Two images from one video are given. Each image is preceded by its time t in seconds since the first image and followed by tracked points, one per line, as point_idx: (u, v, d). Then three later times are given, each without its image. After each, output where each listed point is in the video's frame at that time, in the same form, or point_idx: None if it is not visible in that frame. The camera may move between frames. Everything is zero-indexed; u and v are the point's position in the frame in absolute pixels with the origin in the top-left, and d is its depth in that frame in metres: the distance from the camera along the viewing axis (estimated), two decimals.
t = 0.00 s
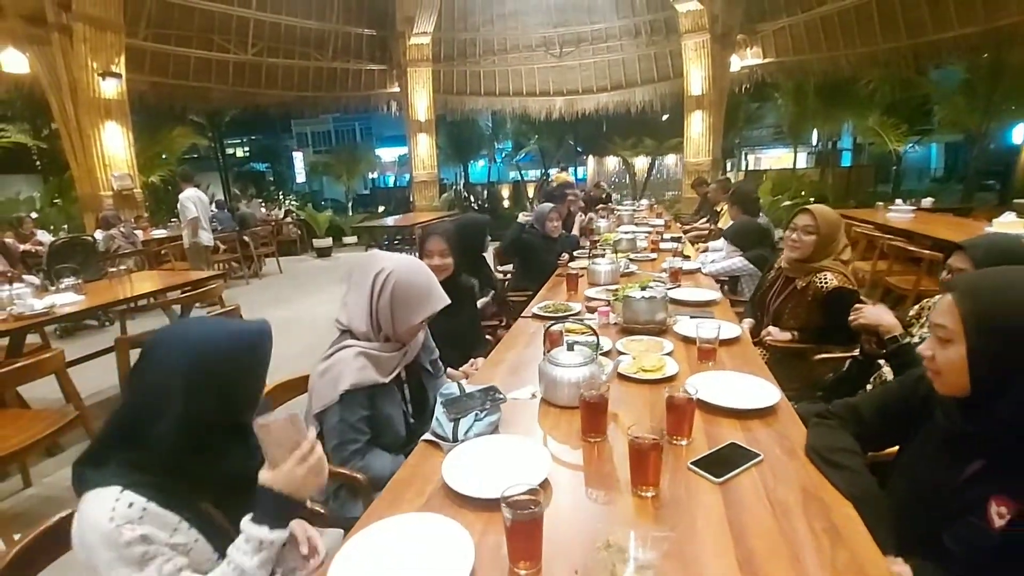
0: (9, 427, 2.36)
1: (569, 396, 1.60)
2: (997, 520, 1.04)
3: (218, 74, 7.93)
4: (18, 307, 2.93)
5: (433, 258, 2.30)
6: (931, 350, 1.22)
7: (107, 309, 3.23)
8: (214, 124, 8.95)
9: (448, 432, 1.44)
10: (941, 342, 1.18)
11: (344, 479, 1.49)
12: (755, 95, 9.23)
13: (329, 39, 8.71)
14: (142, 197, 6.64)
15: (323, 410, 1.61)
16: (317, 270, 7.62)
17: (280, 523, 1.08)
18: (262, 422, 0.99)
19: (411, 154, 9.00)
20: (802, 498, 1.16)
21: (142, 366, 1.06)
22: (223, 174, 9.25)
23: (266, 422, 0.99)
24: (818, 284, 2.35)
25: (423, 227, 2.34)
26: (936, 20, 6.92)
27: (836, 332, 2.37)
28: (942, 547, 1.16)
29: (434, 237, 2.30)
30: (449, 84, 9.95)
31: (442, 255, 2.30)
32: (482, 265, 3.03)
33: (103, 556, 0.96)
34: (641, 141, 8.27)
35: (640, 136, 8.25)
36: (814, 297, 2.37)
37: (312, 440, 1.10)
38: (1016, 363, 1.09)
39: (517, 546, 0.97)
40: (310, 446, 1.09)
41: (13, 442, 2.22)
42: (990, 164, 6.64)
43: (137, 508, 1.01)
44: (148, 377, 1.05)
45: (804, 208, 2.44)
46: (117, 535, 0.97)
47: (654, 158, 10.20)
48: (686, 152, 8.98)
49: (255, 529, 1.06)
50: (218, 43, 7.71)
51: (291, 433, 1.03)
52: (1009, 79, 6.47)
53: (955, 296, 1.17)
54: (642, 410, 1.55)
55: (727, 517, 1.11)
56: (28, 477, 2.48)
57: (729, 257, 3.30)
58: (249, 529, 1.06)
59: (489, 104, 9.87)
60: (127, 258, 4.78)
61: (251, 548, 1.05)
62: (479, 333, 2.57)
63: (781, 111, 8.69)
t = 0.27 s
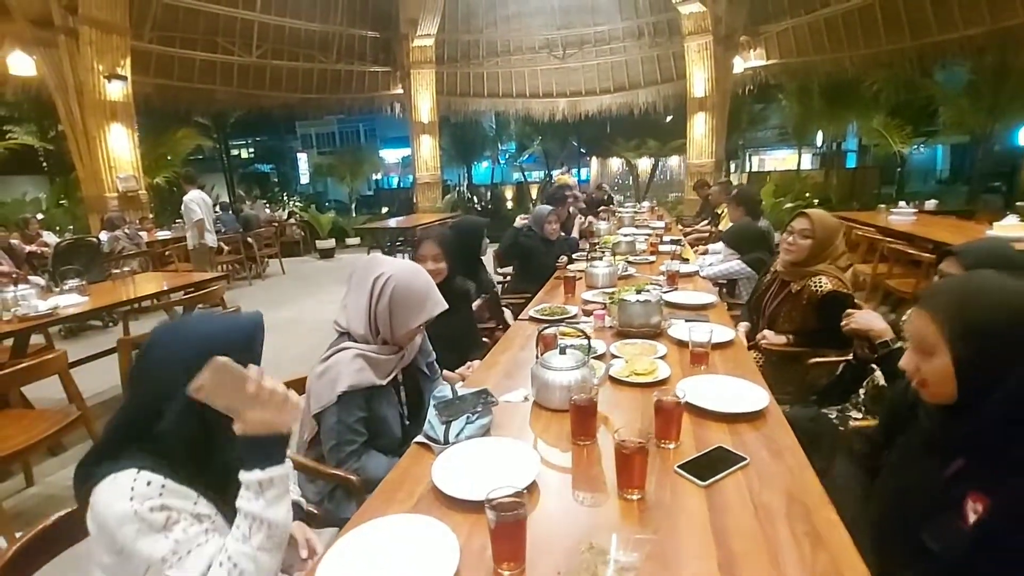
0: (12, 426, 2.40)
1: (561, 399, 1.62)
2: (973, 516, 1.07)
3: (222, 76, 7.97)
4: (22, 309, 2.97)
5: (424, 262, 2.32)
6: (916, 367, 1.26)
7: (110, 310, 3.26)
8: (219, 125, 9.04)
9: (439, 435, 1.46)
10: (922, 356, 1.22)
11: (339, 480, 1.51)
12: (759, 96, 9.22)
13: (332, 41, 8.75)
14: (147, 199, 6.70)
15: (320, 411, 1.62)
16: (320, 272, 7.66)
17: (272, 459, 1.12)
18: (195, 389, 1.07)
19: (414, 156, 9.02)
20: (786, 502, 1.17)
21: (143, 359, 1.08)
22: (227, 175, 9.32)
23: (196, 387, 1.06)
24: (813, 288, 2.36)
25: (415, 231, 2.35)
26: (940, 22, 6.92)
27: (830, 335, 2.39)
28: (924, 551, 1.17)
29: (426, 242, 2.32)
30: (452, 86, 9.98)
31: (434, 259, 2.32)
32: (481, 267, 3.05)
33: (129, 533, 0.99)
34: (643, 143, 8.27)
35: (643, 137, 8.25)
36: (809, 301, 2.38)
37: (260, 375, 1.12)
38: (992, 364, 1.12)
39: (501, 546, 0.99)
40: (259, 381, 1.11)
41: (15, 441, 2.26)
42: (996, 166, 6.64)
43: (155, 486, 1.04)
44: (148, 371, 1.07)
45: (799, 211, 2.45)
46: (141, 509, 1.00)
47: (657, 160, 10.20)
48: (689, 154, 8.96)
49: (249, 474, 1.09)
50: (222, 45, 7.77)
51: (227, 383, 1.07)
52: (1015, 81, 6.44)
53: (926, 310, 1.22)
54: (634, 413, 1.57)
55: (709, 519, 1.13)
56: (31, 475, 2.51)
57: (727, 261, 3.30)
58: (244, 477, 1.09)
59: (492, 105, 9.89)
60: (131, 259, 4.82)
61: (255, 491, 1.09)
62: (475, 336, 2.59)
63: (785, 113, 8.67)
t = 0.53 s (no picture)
0: (12, 423, 2.43)
1: (549, 403, 1.63)
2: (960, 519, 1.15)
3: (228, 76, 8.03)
4: (24, 307, 3.01)
5: (421, 265, 2.34)
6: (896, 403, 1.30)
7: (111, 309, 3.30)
8: (225, 124, 9.15)
9: (424, 437, 1.47)
10: (904, 397, 1.26)
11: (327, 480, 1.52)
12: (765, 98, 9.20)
13: (338, 41, 8.79)
14: (152, 197, 6.75)
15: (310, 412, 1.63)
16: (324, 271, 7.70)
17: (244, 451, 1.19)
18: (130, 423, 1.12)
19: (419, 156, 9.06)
20: (764, 508, 1.18)
21: (133, 349, 1.17)
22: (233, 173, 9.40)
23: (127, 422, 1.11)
24: (807, 293, 2.36)
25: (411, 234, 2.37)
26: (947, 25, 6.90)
27: (825, 341, 2.39)
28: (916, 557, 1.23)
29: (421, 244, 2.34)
30: (457, 86, 10.01)
31: (430, 262, 2.35)
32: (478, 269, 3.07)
33: (138, 521, 1.04)
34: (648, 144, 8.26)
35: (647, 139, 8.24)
36: (803, 306, 2.38)
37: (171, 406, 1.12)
38: (971, 388, 1.18)
39: (478, 550, 1.00)
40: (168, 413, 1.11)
41: (15, 438, 2.29)
42: (1004, 170, 6.67)
43: (160, 476, 1.10)
44: (141, 364, 1.15)
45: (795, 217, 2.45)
46: (148, 497, 1.06)
47: (662, 161, 10.18)
48: (693, 156, 8.93)
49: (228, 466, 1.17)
50: (228, 45, 7.82)
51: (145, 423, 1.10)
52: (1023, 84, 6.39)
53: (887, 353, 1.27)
54: (622, 418, 1.57)
55: (686, 524, 1.13)
56: (30, 472, 2.55)
57: (724, 265, 3.30)
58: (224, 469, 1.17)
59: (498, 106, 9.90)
60: (135, 257, 4.87)
61: (237, 478, 1.16)
62: (469, 338, 2.61)
63: (792, 115, 8.63)
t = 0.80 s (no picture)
0: (11, 417, 2.47)
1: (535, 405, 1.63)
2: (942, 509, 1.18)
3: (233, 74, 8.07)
4: (26, 303, 3.04)
5: (422, 265, 2.36)
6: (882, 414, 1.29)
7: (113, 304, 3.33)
8: (232, 121, 9.25)
9: (409, 437, 1.48)
10: (889, 409, 1.25)
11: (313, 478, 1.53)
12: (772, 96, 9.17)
13: (342, 39, 8.81)
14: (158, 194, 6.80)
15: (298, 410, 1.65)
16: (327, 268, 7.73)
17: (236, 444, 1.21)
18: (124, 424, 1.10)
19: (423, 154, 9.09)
20: (742, 512, 1.18)
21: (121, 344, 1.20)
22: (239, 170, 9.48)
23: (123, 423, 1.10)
24: (801, 295, 2.35)
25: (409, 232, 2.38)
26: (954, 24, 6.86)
27: (820, 344, 2.38)
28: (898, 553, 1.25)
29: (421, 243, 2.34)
30: (462, 84, 10.03)
31: (430, 261, 2.36)
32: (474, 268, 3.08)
33: (148, 512, 1.09)
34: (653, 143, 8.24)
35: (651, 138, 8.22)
36: (797, 308, 2.37)
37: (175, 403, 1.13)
38: (953, 393, 1.20)
39: (451, 550, 1.01)
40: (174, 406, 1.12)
41: (14, 432, 2.33)
42: (1011, 171, 6.61)
43: (160, 469, 1.12)
44: (126, 358, 1.19)
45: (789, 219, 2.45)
46: (155, 491, 1.10)
47: (668, 160, 10.16)
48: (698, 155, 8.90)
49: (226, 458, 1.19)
50: (234, 43, 7.85)
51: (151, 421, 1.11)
52: None
53: (863, 364, 1.27)
54: (606, 420, 1.58)
55: (660, 528, 1.14)
56: (30, 465, 2.59)
57: (722, 265, 3.29)
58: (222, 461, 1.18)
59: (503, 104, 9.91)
60: (139, 254, 4.91)
61: (235, 469, 1.19)
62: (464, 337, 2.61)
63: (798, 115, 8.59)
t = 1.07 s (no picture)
0: (13, 411, 2.51)
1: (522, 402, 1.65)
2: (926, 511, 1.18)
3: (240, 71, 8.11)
4: (29, 298, 3.08)
5: (420, 263, 2.36)
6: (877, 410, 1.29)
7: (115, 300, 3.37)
8: (239, 118, 9.30)
9: (396, 434, 1.50)
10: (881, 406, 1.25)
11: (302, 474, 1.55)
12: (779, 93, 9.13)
13: (348, 35, 8.84)
14: (164, 190, 6.86)
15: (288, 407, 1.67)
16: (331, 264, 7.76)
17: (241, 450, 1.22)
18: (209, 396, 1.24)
19: (428, 151, 9.12)
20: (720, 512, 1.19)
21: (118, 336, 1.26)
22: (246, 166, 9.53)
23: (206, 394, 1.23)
24: (798, 287, 2.34)
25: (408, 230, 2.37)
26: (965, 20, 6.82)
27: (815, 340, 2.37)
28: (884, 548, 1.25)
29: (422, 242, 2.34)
30: (467, 81, 10.04)
31: (429, 260, 2.37)
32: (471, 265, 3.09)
33: (126, 505, 1.10)
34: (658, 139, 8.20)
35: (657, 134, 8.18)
36: (793, 301, 2.36)
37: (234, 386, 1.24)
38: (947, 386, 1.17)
39: (429, 547, 1.02)
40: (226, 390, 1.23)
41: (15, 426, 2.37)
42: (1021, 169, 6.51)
43: (141, 463, 1.15)
44: (120, 350, 1.24)
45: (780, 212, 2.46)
46: (132, 483, 1.11)
47: (674, 157, 10.08)
48: (704, 152, 8.85)
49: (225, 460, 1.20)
50: (240, 40, 7.90)
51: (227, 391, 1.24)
52: None
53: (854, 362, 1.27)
54: (593, 418, 1.59)
55: (640, 528, 1.14)
56: (32, 459, 2.63)
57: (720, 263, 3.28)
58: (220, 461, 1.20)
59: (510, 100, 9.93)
60: (144, 250, 4.96)
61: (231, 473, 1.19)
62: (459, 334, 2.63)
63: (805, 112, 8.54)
